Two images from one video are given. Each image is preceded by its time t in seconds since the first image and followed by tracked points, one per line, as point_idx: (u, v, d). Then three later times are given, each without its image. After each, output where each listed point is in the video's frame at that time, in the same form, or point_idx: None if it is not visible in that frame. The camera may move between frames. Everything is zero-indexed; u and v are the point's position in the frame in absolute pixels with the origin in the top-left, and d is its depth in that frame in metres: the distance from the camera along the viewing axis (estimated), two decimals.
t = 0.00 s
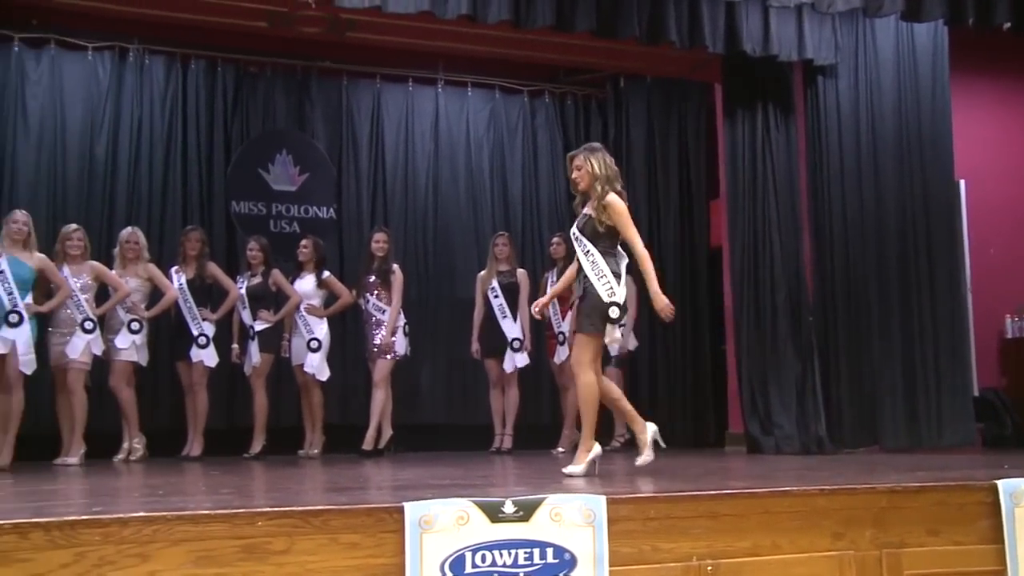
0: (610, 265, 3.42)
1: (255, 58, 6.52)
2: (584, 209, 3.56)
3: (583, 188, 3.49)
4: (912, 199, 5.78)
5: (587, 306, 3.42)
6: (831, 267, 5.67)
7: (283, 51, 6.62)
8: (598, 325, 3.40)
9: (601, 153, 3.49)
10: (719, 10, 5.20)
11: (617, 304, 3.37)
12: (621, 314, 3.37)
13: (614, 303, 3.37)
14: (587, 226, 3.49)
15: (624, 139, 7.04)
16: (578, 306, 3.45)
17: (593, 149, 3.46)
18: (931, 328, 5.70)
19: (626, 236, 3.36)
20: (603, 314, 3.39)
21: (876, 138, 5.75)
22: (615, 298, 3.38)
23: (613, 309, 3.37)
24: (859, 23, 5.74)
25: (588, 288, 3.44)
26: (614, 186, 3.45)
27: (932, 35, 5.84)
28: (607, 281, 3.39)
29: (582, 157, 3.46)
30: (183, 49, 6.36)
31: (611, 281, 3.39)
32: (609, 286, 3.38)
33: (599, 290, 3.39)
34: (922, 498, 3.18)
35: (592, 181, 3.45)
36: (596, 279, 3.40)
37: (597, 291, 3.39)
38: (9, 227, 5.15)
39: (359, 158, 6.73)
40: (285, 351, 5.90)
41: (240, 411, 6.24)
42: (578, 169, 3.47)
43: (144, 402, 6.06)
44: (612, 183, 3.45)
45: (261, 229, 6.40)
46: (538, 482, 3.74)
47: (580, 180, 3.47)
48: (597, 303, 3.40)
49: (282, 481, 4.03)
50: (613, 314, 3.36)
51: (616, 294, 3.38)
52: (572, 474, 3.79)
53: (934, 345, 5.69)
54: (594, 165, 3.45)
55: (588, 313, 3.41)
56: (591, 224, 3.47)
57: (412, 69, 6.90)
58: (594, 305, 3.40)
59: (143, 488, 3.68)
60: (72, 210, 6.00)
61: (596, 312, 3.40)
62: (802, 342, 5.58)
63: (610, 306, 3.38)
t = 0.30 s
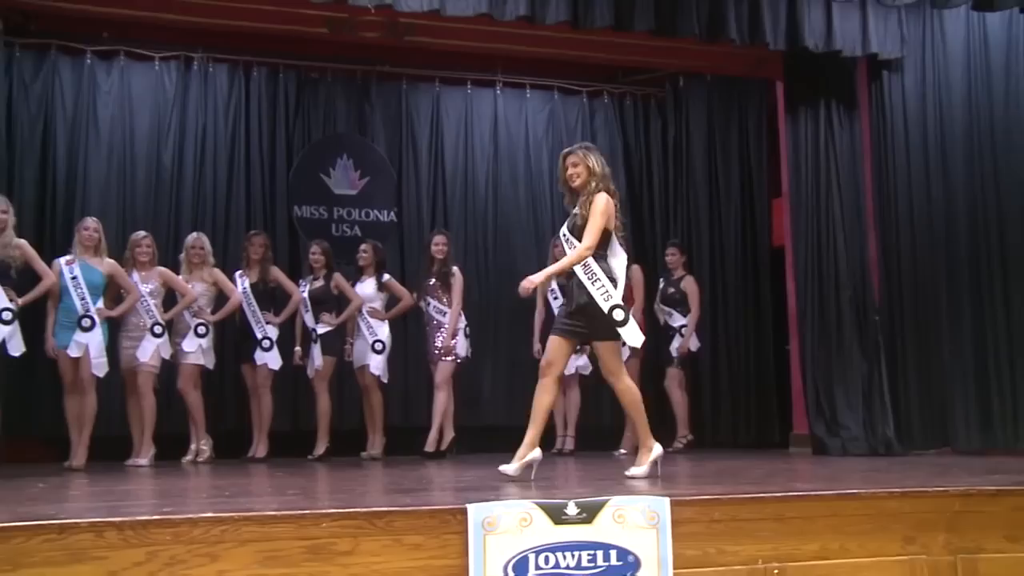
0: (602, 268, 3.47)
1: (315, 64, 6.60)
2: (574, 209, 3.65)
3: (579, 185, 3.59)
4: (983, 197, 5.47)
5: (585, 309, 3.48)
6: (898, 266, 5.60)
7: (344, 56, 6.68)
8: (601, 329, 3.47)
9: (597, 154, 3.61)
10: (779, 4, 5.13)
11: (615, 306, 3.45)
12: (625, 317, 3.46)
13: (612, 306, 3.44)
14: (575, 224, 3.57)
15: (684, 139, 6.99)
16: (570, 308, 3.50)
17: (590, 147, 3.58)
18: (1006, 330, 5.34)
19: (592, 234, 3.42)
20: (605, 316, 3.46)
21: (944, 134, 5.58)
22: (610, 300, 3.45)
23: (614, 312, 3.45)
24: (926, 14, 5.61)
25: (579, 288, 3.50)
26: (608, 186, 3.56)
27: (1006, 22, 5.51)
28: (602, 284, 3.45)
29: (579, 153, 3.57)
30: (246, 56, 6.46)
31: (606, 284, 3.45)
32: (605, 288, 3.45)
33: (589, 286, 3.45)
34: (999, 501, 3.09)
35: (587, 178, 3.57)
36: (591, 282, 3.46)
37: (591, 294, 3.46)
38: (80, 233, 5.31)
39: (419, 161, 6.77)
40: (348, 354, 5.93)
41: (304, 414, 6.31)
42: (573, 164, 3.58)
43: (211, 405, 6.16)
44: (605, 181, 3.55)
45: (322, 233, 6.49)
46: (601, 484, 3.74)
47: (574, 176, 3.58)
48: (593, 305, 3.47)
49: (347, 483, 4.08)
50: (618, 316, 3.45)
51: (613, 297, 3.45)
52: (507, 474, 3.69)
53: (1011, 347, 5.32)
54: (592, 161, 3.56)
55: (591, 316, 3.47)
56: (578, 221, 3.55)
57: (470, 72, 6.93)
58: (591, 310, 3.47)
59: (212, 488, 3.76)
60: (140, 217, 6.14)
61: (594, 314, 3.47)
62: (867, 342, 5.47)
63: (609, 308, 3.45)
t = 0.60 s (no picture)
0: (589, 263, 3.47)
1: (378, 68, 6.65)
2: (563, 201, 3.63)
3: (571, 177, 3.58)
4: None
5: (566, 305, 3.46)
6: (974, 262, 5.47)
7: (407, 60, 6.72)
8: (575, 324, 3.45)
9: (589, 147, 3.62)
10: None
11: (598, 304, 3.44)
12: (603, 316, 3.45)
13: (595, 304, 3.44)
14: (568, 217, 3.54)
15: (749, 136, 6.88)
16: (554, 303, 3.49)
17: (584, 139, 3.57)
18: None
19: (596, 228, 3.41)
20: (582, 312, 3.43)
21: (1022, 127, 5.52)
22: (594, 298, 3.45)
23: (595, 312, 3.44)
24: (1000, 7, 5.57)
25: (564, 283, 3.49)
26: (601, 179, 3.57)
27: None
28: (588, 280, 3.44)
29: (574, 144, 3.56)
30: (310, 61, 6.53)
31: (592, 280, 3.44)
32: (590, 285, 3.44)
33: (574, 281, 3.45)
34: None
35: (580, 170, 3.57)
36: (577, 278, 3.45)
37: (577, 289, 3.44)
38: (153, 238, 5.42)
39: (482, 164, 6.78)
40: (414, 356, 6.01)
41: (370, 416, 6.36)
42: (568, 156, 3.56)
43: (280, 407, 6.24)
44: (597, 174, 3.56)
45: (387, 235, 6.53)
46: (667, 485, 3.71)
47: (568, 168, 3.56)
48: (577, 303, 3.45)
49: (413, 484, 4.11)
50: (595, 315, 3.43)
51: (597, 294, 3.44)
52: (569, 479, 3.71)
53: None
54: (587, 154, 3.56)
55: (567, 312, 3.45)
56: (573, 213, 3.54)
57: (533, 73, 6.93)
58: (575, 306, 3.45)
59: (281, 489, 3.81)
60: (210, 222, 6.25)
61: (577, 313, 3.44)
62: (941, 340, 5.35)
63: (590, 306, 3.44)
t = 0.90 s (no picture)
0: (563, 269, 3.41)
1: (432, 71, 6.68)
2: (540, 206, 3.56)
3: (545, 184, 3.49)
4: None
5: (536, 308, 3.43)
6: None
7: (460, 62, 6.77)
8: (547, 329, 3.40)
9: (564, 152, 3.51)
10: None
11: (570, 310, 3.38)
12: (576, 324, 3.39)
13: (567, 311, 3.37)
14: (544, 226, 3.50)
15: (806, 135, 6.79)
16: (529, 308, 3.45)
17: (560, 147, 3.48)
18: None
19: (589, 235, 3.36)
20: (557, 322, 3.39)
21: None
22: (568, 305, 3.38)
23: (567, 318, 3.38)
24: None
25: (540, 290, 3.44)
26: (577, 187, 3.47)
27: None
28: (560, 287, 3.38)
29: (549, 152, 3.46)
30: (365, 65, 6.59)
31: (564, 286, 3.38)
32: (562, 291, 3.37)
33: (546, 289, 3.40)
34: None
35: (553, 178, 3.47)
36: (550, 284, 3.40)
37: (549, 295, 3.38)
38: (211, 243, 5.50)
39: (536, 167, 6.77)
40: (468, 357, 5.98)
41: (426, 418, 6.38)
42: (543, 163, 3.47)
43: (337, 409, 6.30)
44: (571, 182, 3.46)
45: (441, 237, 6.59)
46: (725, 487, 3.67)
47: (541, 176, 3.47)
48: (550, 309, 3.39)
49: (469, 485, 4.12)
50: (568, 323, 3.38)
51: (570, 301, 3.38)
52: (508, 488, 3.63)
53: None
54: (560, 162, 3.46)
55: (536, 315, 3.42)
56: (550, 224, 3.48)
57: (586, 74, 6.91)
58: (548, 311, 3.40)
59: (337, 491, 3.84)
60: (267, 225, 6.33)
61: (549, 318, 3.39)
62: (1010, 342, 5.20)
63: (564, 314, 3.38)
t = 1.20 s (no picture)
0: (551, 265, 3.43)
1: (486, 74, 6.71)
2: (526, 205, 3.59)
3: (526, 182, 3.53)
4: None
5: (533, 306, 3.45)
6: None
7: (512, 64, 6.80)
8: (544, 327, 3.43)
9: (546, 149, 3.55)
10: None
11: (562, 305, 3.41)
12: (573, 317, 3.41)
13: (560, 306, 3.40)
14: (526, 221, 3.52)
15: (862, 133, 6.73)
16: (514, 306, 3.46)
17: (538, 144, 3.52)
18: None
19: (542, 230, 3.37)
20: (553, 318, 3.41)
21: None
22: (559, 300, 3.41)
23: (562, 313, 3.41)
24: None
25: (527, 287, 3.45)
26: (557, 181, 3.49)
27: None
28: (550, 283, 3.41)
29: (527, 150, 3.51)
30: (417, 69, 6.64)
31: (555, 282, 3.41)
32: (553, 287, 3.41)
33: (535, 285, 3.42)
34: None
35: (533, 175, 3.50)
36: (539, 281, 3.42)
37: (540, 293, 3.41)
38: (267, 247, 5.55)
39: (589, 169, 6.75)
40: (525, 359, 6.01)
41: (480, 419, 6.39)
42: (520, 162, 3.52)
43: (392, 410, 6.34)
44: (548, 178, 3.48)
45: (495, 239, 6.60)
46: (781, 489, 3.64)
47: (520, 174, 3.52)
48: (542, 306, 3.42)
49: (523, 485, 4.13)
50: (563, 317, 3.41)
51: (562, 296, 3.41)
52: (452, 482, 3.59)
53: None
54: (537, 159, 3.49)
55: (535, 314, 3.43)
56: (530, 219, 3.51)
57: (638, 74, 6.89)
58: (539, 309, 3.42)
59: (392, 492, 3.86)
60: (321, 228, 6.40)
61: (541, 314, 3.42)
62: None
63: (557, 309, 3.41)
